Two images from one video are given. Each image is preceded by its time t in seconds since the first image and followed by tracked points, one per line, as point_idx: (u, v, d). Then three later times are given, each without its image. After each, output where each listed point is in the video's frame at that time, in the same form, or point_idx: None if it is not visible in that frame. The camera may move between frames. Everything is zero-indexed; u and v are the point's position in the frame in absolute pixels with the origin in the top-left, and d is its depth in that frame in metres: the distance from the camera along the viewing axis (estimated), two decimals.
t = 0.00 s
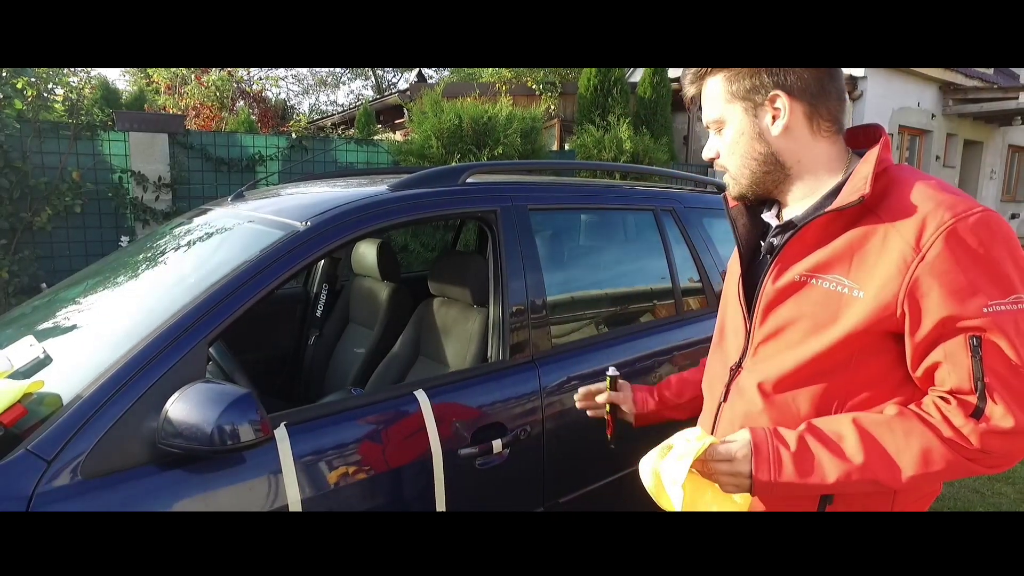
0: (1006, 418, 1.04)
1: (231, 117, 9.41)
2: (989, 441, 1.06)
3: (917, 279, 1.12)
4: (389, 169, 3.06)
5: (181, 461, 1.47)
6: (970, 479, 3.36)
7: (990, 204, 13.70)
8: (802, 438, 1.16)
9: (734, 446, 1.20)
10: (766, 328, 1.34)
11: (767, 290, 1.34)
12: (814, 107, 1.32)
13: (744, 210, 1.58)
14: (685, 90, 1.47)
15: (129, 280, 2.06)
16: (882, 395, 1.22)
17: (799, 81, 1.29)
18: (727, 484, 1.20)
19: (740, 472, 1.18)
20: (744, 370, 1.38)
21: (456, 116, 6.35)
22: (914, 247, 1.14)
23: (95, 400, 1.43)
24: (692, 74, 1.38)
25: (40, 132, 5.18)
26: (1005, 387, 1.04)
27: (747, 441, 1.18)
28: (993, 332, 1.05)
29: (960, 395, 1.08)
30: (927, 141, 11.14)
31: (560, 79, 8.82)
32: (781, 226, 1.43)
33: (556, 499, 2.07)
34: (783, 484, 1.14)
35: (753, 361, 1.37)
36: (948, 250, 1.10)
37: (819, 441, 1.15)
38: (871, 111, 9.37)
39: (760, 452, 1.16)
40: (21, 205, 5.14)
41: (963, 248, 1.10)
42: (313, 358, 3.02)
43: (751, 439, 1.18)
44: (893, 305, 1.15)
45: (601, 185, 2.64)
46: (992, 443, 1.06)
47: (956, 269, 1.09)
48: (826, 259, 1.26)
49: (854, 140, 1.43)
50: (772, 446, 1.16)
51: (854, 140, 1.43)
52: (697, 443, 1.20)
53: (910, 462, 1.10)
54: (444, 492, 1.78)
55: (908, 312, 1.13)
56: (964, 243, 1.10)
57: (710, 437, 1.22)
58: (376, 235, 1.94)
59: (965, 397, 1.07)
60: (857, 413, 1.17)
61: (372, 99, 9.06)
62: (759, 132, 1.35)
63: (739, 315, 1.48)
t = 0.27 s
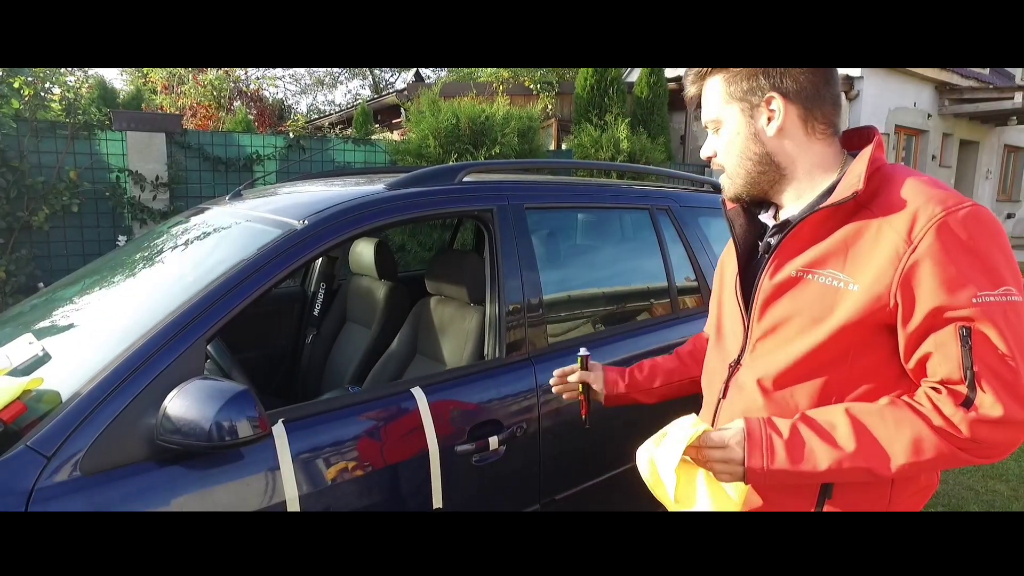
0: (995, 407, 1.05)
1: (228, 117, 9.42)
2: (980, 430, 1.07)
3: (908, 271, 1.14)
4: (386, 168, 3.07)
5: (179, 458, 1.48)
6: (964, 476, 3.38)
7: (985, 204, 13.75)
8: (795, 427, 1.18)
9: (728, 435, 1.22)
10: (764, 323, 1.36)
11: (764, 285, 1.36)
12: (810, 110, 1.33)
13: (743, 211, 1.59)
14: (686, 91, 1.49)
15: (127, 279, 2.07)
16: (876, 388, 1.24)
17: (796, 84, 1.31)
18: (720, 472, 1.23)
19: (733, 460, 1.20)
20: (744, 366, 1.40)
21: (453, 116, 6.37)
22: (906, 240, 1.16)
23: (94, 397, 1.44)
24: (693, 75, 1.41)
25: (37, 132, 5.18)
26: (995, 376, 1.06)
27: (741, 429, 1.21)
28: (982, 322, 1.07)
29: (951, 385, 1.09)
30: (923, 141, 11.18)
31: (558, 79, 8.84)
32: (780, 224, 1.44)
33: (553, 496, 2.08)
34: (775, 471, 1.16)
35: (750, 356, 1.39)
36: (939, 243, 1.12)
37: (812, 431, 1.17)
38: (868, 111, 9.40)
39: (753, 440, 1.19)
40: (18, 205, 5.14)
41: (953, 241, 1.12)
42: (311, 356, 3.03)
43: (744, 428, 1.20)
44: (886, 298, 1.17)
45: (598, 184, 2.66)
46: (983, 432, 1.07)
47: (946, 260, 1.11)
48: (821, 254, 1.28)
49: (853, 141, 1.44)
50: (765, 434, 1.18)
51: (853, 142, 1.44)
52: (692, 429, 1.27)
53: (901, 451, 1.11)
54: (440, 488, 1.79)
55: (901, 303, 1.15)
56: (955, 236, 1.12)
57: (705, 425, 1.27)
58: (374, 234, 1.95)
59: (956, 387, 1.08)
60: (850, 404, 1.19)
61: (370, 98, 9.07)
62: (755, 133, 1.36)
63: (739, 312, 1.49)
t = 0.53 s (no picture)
0: (980, 397, 1.07)
1: (225, 116, 9.41)
2: (967, 420, 1.08)
3: (892, 266, 1.15)
4: (384, 168, 3.07)
5: (177, 456, 1.49)
6: (957, 474, 3.40)
7: (981, 204, 13.81)
8: (785, 421, 1.21)
9: (721, 430, 1.25)
10: (752, 316, 1.38)
11: (752, 278, 1.38)
12: (800, 106, 1.35)
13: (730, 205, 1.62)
14: (676, 84, 1.50)
15: (124, 277, 2.07)
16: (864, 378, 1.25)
17: (788, 81, 1.32)
18: (715, 468, 1.26)
19: (727, 455, 1.23)
20: (733, 357, 1.42)
21: (450, 116, 6.38)
22: (889, 236, 1.17)
23: (93, 395, 1.45)
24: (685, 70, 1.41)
25: (34, 131, 5.18)
26: (979, 367, 1.07)
27: (734, 425, 1.24)
28: (966, 314, 1.08)
29: (937, 376, 1.10)
30: (918, 141, 11.23)
31: (555, 79, 8.86)
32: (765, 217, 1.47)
33: (550, 496, 2.10)
34: (767, 465, 1.19)
35: (741, 347, 1.41)
36: (922, 237, 1.13)
37: (802, 424, 1.20)
38: (864, 111, 9.43)
39: (745, 434, 1.22)
40: (13, 204, 5.13)
41: (936, 235, 1.13)
42: (308, 355, 3.04)
43: (737, 423, 1.24)
44: (871, 292, 1.18)
45: (595, 183, 2.67)
46: (969, 422, 1.08)
47: (930, 255, 1.12)
48: (807, 247, 1.29)
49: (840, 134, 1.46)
50: (756, 429, 1.21)
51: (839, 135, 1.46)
52: (687, 427, 1.30)
53: (889, 442, 1.13)
54: (438, 487, 1.80)
55: (885, 297, 1.16)
56: (938, 230, 1.13)
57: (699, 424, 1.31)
58: (370, 232, 1.96)
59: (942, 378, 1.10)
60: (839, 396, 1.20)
61: (367, 98, 9.07)
62: (747, 128, 1.38)
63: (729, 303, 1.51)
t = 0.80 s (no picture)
0: (943, 404, 1.08)
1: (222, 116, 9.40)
2: (929, 425, 1.10)
3: (866, 271, 1.15)
4: (381, 167, 3.07)
5: (175, 454, 1.49)
6: (953, 472, 3.41)
7: (977, 203, 13.85)
8: (756, 417, 1.24)
9: (693, 423, 1.29)
10: (735, 312, 1.39)
11: (735, 276, 1.39)
12: (793, 102, 1.36)
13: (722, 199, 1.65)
14: (669, 81, 1.50)
15: (121, 276, 2.07)
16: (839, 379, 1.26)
17: (781, 77, 1.33)
18: (686, 456, 1.32)
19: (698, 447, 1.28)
20: (716, 351, 1.44)
21: (447, 115, 6.37)
22: (865, 241, 1.17)
23: (90, 394, 1.45)
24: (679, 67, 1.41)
25: (29, 130, 5.17)
26: (944, 375, 1.08)
27: (706, 420, 1.27)
28: (934, 323, 1.08)
29: (903, 381, 1.11)
30: (915, 141, 11.25)
31: (552, 78, 8.85)
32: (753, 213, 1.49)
33: (547, 494, 2.10)
34: (736, 459, 1.23)
35: (724, 342, 1.43)
36: (897, 244, 1.12)
37: (771, 420, 1.22)
38: (860, 111, 9.45)
39: (715, 429, 1.25)
40: (9, 204, 5.11)
41: (911, 242, 1.12)
42: (305, 355, 3.01)
43: (708, 418, 1.27)
44: (844, 295, 1.18)
45: (592, 183, 2.67)
46: (932, 427, 1.10)
47: (903, 262, 1.11)
48: (787, 248, 1.30)
49: (831, 129, 1.47)
50: (727, 424, 1.24)
51: (830, 130, 1.47)
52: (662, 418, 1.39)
53: (853, 444, 1.15)
54: (435, 484, 1.80)
55: (858, 302, 1.16)
56: (913, 238, 1.12)
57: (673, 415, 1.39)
58: (367, 230, 1.96)
59: (908, 384, 1.11)
60: (811, 395, 1.22)
61: (365, 98, 9.07)
62: (740, 125, 1.39)
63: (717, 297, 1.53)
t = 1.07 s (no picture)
0: (902, 402, 1.09)
1: (220, 116, 9.39)
2: (889, 422, 1.11)
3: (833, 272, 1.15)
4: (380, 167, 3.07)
5: (175, 454, 1.49)
6: (950, 471, 3.42)
7: (974, 203, 13.89)
8: (724, 410, 1.25)
9: (665, 415, 1.31)
10: (709, 308, 1.40)
11: (711, 273, 1.40)
12: (772, 104, 1.35)
13: (704, 198, 1.64)
14: (651, 82, 1.49)
15: (120, 276, 2.07)
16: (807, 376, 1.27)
17: (759, 79, 1.32)
18: (657, 446, 1.34)
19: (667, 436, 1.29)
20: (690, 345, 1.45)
21: (445, 115, 6.37)
22: (834, 243, 1.17)
23: (90, 394, 1.45)
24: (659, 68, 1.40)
25: (27, 130, 5.16)
26: (904, 374, 1.09)
27: (676, 411, 1.28)
28: (896, 324, 1.09)
29: (866, 379, 1.12)
30: (912, 141, 11.28)
31: (550, 78, 8.86)
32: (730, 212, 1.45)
33: (546, 493, 2.11)
34: (703, 449, 1.24)
35: (698, 337, 1.43)
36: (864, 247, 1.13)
37: (738, 413, 1.24)
38: (858, 111, 9.47)
39: (685, 420, 1.26)
40: (6, 204, 5.11)
41: (878, 245, 1.12)
42: (304, 355, 3.02)
43: (679, 409, 1.28)
44: (812, 294, 1.19)
45: (590, 183, 2.67)
46: (891, 424, 1.11)
47: (868, 264, 1.12)
48: (760, 247, 1.31)
49: (811, 131, 1.46)
50: (695, 415, 1.25)
51: (809, 132, 1.47)
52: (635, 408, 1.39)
53: (816, 438, 1.17)
54: (434, 484, 1.81)
55: (825, 301, 1.17)
56: (879, 241, 1.12)
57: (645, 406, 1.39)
58: (366, 230, 1.96)
59: (870, 381, 1.11)
60: (779, 390, 1.23)
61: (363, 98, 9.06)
62: (719, 127, 1.38)
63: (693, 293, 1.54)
